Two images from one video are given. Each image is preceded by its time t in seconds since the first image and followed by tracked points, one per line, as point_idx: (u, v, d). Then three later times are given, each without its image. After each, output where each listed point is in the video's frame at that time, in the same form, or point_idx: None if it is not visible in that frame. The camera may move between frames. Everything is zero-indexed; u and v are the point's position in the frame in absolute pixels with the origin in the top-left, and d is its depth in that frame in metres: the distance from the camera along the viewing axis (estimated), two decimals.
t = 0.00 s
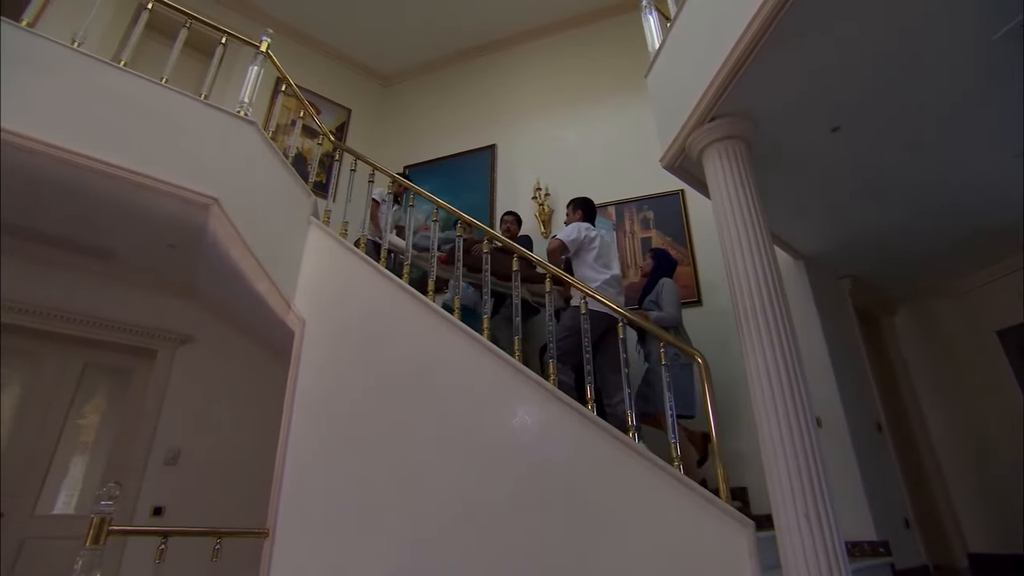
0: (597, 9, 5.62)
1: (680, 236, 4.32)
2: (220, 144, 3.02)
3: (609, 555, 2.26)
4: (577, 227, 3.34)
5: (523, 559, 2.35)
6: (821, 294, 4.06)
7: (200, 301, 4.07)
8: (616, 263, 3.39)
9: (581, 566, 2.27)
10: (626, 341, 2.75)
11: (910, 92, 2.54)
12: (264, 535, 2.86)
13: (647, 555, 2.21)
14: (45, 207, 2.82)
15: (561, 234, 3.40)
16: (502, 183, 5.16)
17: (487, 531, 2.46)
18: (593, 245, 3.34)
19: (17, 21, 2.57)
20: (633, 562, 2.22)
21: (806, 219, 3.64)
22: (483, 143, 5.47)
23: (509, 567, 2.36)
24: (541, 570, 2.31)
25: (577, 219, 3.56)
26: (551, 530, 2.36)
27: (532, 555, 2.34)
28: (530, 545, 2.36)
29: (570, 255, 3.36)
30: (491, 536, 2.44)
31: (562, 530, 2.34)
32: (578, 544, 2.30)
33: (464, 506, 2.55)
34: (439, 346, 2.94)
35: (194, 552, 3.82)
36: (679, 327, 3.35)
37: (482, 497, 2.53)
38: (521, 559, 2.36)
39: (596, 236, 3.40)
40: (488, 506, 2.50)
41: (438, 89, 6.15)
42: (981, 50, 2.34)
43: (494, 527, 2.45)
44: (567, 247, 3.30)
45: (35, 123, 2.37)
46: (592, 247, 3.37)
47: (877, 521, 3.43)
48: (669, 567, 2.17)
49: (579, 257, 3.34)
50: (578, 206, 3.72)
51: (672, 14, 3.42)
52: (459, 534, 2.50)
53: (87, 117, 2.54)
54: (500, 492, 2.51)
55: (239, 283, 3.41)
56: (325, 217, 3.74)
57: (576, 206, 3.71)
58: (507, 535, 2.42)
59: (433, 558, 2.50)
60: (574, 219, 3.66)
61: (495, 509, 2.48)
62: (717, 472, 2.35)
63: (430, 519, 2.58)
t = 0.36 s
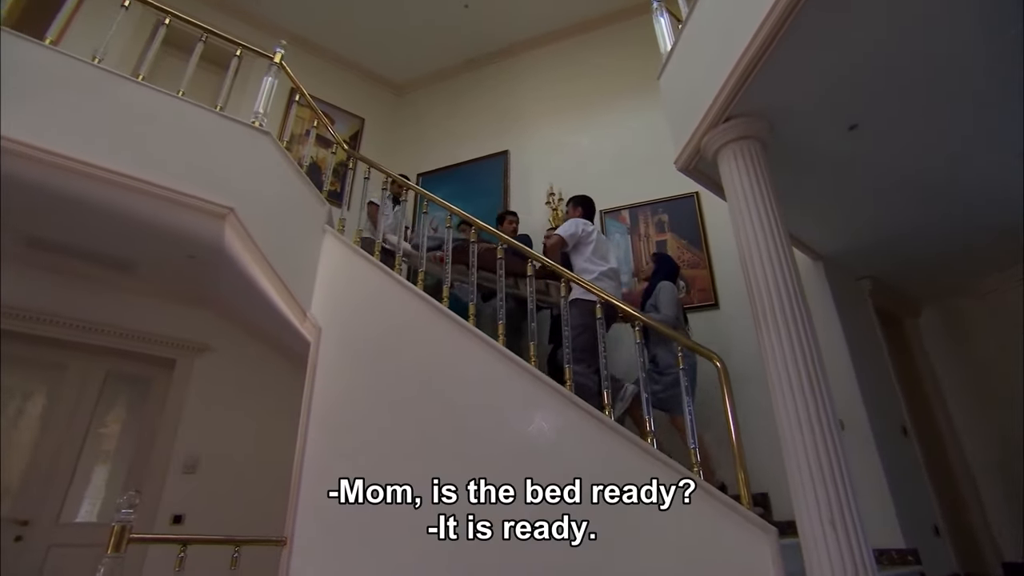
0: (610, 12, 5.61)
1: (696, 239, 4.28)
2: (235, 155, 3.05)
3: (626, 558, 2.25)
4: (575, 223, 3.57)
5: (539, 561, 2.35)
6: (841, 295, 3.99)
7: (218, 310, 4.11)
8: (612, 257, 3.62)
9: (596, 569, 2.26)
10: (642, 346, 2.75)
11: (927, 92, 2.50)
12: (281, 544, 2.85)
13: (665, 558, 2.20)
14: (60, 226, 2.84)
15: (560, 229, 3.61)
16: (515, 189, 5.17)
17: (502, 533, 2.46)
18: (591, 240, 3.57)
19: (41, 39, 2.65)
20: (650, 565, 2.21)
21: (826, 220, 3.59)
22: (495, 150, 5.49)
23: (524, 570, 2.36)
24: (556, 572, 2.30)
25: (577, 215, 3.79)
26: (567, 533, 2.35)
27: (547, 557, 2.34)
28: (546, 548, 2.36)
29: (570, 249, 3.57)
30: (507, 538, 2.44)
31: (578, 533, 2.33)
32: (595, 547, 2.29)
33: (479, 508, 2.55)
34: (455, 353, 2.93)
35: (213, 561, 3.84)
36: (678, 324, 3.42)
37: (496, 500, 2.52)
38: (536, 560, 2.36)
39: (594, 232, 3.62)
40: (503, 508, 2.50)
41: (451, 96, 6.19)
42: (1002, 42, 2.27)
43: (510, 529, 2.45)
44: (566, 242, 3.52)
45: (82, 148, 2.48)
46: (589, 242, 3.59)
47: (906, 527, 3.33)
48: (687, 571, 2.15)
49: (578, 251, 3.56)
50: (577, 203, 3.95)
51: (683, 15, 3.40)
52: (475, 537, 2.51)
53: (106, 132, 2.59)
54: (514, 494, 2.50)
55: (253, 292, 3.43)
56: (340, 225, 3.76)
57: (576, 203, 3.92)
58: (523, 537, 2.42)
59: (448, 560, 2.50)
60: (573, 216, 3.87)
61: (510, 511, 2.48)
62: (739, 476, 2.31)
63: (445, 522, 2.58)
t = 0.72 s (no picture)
0: (620, 17, 5.61)
1: (709, 243, 4.25)
2: (249, 166, 3.08)
3: (626, 558, 2.26)
4: (570, 229, 3.65)
5: (539, 561, 2.37)
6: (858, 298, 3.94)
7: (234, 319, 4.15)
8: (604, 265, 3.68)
9: (597, 569, 2.28)
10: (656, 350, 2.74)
11: (941, 92, 2.47)
12: (297, 552, 2.85)
13: (665, 558, 2.21)
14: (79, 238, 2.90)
15: (555, 234, 3.71)
16: (526, 195, 5.17)
17: (502, 533, 2.49)
18: (584, 246, 3.64)
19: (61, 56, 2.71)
20: (651, 564, 2.21)
21: (842, 222, 3.54)
22: (506, 156, 5.50)
23: (525, 570, 2.38)
24: (558, 572, 2.32)
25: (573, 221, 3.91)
26: (567, 533, 2.37)
27: (547, 557, 2.36)
28: (546, 547, 2.38)
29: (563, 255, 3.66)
30: (507, 538, 2.47)
31: (578, 533, 2.35)
32: (595, 547, 2.31)
33: (479, 508, 2.58)
34: (467, 359, 2.94)
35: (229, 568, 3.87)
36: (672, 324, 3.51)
37: (496, 500, 2.55)
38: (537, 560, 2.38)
39: (588, 238, 3.68)
40: (503, 508, 2.53)
41: (462, 104, 6.22)
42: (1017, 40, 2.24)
43: (510, 529, 2.47)
44: (559, 247, 3.60)
45: (87, 156, 2.51)
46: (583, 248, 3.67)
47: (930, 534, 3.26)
48: (686, 568, 2.17)
49: (571, 257, 3.65)
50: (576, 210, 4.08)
51: (693, 19, 3.39)
52: (475, 536, 2.54)
53: (124, 145, 2.65)
54: (514, 494, 2.53)
55: (267, 299, 3.45)
56: (352, 234, 3.78)
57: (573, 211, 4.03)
58: (523, 537, 2.44)
59: (449, 560, 2.53)
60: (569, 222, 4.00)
61: (510, 511, 2.50)
62: (757, 483, 2.27)
63: (445, 522, 2.61)
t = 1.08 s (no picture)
0: (630, 22, 5.61)
1: (722, 246, 4.22)
2: (263, 176, 3.12)
3: (625, 558, 2.27)
4: (567, 227, 3.84)
5: (538, 560, 2.40)
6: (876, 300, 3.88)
7: (250, 328, 4.20)
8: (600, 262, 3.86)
9: (596, 569, 2.29)
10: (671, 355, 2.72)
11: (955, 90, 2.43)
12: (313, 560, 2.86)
13: (665, 558, 2.21)
14: (98, 249, 2.96)
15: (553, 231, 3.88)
16: (538, 201, 5.19)
17: (502, 533, 2.52)
18: (581, 244, 3.83)
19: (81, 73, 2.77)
20: (651, 564, 2.22)
21: (858, 224, 3.50)
22: (517, 163, 5.52)
23: (529, 571, 2.40)
24: (557, 572, 2.34)
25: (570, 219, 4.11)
26: (567, 533, 2.39)
27: (547, 556, 2.39)
28: (546, 547, 2.40)
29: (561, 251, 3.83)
30: (507, 538, 2.50)
31: (578, 533, 2.37)
32: (595, 547, 2.33)
33: (479, 508, 2.61)
34: (480, 365, 2.94)
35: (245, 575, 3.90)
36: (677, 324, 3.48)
37: (496, 500, 2.59)
38: (537, 559, 2.40)
39: (584, 236, 3.88)
40: (503, 508, 2.56)
41: (473, 112, 6.26)
42: None
43: (510, 528, 2.51)
44: (559, 242, 3.78)
45: (97, 168, 2.55)
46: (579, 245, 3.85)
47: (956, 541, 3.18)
48: (686, 568, 2.17)
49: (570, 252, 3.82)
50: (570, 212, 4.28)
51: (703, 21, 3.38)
52: (475, 536, 2.57)
53: (142, 160, 2.69)
54: (514, 494, 2.56)
55: (281, 308, 3.48)
56: (365, 242, 3.80)
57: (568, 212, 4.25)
58: (523, 537, 2.47)
59: (449, 560, 2.56)
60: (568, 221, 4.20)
61: (510, 511, 2.54)
62: (776, 489, 2.24)
63: (445, 522, 2.65)
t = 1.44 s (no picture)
0: (640, 26, 5.61)
1: (738, 251, 4.18)
2: (279, 187, 3.15)
3: (624, 557, 2.30)
4: (567, 231, 3.81)
5: (538, 559, 2.43)
6: (895, 302, 3.82)
7: (267, 339, 4.24)
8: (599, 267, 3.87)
9: (596, 568, 2.32)
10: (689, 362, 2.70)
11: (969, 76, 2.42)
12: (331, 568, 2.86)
13: (665, 559, 2.23)
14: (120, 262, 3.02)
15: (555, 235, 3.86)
16: (552, 208, 5.19)
17: (502, 533, 2.56)
18: (581, 248, 3.82)
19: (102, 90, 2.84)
20: (650, 564, 2.25)
21: (876, 223, 3.45)
22: (530, 170, 5.54)
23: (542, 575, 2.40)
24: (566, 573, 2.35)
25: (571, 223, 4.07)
26: (567, 533, 2.43)
27: (547, 556, 2.42)
28: (547, 547, 2.44)
29: (561, 256, 3.81)
30: (507, 537, 2.54)
31: (578, 533, 2.41)
32: (595, 547, 2.36)
33: (478, 508, 2.66)
34: (497, 373, 2.93)
35: None
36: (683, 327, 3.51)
37: (496, 500, 2.63)
38: (537, 558, 2.44)
39: (584, 241, 3.86)
40: (503, 508, 2.60)
41: (484, 120, 6.29)
42: None
43: (509, 529, 2.54)
44: (558, 247, 3.76)
45: (119, 182, 2.60)
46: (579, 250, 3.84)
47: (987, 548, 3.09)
48: (686, 568, 2.19)
49: (572, 257, 3.79)
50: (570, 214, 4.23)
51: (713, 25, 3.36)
52: (475, 536, 2.61)
53: (163, 174, 2.75)
54: (514, 494, 2.60)
55: (298, 319, 3.51)
56: (380, 252, 3.83)
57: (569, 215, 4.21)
58: (523, 536, 2.51)
59: (450, 560, 2.61)
60: (568, 224, 4.15)
61: (510, 511, 2.58)
62: (796, 494, 2.21)
63: (445, 522, 2.70)
